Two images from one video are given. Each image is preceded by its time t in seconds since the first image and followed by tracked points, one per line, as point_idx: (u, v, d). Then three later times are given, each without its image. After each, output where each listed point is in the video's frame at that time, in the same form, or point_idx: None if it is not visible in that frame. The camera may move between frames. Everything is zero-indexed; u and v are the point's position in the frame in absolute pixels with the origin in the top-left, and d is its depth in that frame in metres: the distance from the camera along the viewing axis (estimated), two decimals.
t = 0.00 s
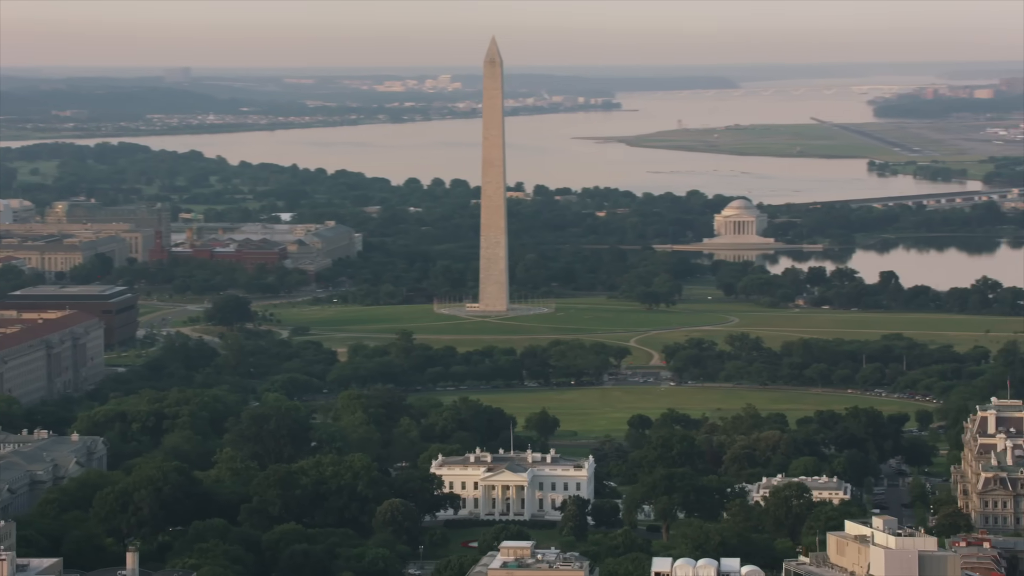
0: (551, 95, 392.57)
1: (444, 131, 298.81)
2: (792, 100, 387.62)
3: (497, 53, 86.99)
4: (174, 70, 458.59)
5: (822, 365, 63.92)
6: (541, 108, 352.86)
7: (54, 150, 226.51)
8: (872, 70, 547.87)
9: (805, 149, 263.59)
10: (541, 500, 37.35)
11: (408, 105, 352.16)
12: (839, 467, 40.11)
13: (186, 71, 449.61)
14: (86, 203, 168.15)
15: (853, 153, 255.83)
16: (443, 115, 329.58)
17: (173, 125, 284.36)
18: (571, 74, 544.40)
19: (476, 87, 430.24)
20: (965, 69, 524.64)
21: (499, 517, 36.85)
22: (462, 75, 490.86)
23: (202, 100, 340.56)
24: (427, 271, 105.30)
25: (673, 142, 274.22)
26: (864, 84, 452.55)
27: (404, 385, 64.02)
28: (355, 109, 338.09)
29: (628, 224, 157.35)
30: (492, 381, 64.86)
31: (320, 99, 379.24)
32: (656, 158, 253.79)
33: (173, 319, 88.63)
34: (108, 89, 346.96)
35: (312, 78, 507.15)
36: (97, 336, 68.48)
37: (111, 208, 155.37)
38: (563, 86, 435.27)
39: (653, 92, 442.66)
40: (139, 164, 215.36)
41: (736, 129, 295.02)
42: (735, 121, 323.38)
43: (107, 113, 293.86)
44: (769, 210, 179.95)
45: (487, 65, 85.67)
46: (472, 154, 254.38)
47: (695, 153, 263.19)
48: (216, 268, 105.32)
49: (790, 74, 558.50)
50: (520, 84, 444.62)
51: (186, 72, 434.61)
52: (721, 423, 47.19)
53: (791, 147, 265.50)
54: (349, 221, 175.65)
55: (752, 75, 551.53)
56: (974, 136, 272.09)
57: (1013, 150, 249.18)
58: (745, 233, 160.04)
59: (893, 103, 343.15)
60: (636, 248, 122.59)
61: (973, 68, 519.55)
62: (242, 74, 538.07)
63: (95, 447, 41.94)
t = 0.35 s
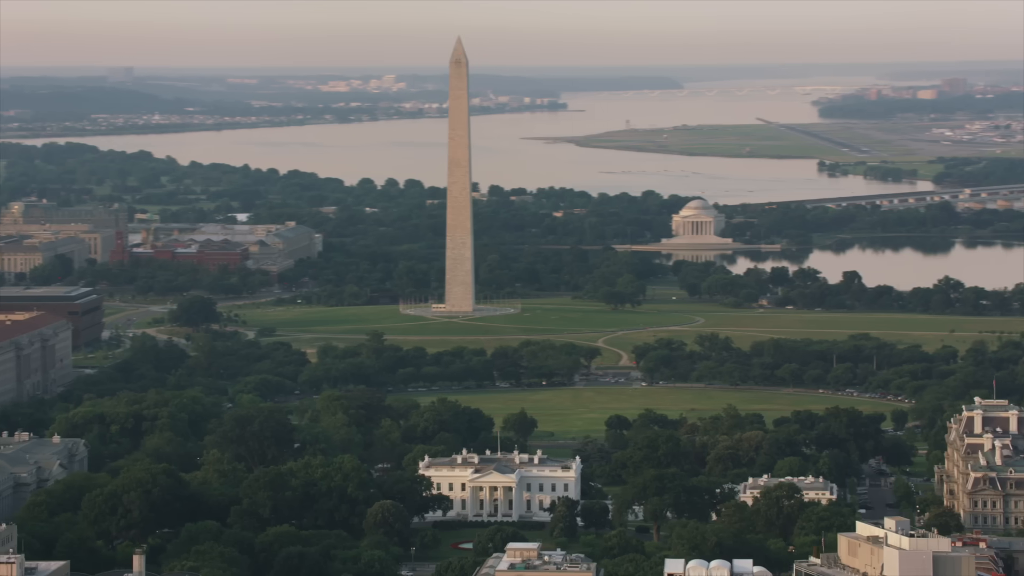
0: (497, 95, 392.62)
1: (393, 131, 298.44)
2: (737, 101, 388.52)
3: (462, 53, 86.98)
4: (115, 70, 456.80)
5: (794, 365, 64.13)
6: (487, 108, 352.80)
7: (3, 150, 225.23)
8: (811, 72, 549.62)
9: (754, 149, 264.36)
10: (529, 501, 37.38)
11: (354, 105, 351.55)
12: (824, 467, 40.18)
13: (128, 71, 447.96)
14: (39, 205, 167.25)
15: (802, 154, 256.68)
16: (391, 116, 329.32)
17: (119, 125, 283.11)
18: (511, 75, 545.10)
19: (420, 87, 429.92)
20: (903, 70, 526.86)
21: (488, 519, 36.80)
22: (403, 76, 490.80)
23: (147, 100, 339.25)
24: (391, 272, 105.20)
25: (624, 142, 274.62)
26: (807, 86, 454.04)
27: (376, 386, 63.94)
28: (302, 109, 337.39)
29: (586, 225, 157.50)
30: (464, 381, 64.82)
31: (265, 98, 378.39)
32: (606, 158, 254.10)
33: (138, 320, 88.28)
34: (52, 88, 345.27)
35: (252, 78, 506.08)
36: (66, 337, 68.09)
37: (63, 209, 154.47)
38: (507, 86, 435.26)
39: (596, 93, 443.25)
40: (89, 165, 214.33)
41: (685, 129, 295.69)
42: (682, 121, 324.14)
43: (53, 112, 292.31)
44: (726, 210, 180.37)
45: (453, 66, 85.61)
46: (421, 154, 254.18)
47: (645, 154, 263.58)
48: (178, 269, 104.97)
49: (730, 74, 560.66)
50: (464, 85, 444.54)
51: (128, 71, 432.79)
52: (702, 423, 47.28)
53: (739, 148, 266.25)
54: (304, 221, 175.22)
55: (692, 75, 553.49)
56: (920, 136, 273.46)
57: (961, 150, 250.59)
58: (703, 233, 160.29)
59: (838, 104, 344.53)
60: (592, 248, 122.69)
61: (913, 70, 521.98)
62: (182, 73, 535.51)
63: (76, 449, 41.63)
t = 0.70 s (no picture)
0: (443, 95, 392.39)
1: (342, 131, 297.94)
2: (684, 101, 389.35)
3: (428, 53, 86.95)
4: (58, 70, 454.42)
5: (766, 365, 64.34)
6: (434, 108, 352.55)
7: None
8: (752, 73, 551.14)
9: (703, 149, 264.89)
10: (518, 502, 37.37)
11: (300, 105, 350.74)
12: (810, 467, 40.27)
13: (70, 70, 445.81)
14: None
15: (752, 154, 257.31)
16: (338, 116, 328.96)
17: (67, 125, 281.79)
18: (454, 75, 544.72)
19: (365, 87, 429.32)
20: (844, 71, 528.91)
21: (476, 520, 36.77)
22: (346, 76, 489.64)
23: (93, 100, 337.74)
24: (354, 274, 105.12)
25: (575, 143, 274.73)
26: (751, 86, 455.29)
27: (348, 386, 63.82)
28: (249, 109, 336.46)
29: (545, 226, 157.49)
30: (436, 382, 64.77)
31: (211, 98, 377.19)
32: (556, 158, 254.22)
33: (103, 321, 87.90)
34: None
35: (194, 77, 504.05)
36: (33, 339, 67.72)
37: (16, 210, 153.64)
38: (452, 86, 435.04)
39: (541, 93, 443.53)
40: (41, 165, 213.29)
41: (635, 129, 296.16)
42: (630, 120, 324.57)
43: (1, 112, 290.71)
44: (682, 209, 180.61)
45: (419, 65, 85.50)
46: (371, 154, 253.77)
47: (595, 154, 263.77)
48: (140, 269, 104.58)
49: (671, 74, 561.63)
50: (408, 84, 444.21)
51: (71, 71, 430.84)
52: (683, 424, 47.34)
53: (689, 148, 266.73)
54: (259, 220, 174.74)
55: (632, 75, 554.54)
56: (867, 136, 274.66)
57: (909, 150, 251.76)
58: (661, 233, 160.43)
59: (784, 104, 345.58)
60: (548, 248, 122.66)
61: (854, 71, 524.04)
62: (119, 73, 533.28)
63: (59, 450, 41.34)
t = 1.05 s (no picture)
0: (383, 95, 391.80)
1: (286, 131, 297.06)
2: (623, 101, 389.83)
3: (391, 53, 86.92)
4: None
5: (736, 365, 64.57)
6: (375, 107, 352.05)
7: None
8: (689, 73, 551.91)
9: (649, 149, 265.24)
10: (507, 502, 37.34)
11: (241, 104, 349.49)
12: (795, 466, 40.39)
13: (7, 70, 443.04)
14: None
15: (697, 154, 257.78)
16: (281, 116, 327.95)
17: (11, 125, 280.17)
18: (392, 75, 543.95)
19: (304, 86, 428.07)
20: (780, 71, 530.45)
21: (465, 520, 36.75)
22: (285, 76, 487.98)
23: (34, 99, 335.73)
24: (314, 274, 104.96)
25: (522, 143, 274.54)
26: (689, 86, 456.23)
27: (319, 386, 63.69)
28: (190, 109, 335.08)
29: (500, 226, 157.44)
30: (406, 382, 64.74)
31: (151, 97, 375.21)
32: (502, 157, 254.19)
33: (65, 321, 87.39)
34: None
35: (131, 76, 501.52)
36: None
37: None
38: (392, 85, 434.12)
39: (481, 92, 443.23)
40: None
41: (582, 129, 296.38)
42: (574, 120, 324.74)
43: None
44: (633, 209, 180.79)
45: (382, 64, 85.34)
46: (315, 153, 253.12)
47: (542, 153, 263.84)
48: (99, 269, 104.17)
49: (609, 74, 562.09)
50: (347, 83, 442.80)
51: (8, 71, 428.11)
52: (663, 423, 47.46)
53: (635, 147, 267.01)
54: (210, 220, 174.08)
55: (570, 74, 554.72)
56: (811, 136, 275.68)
57: (853, 150, 252.90)
58: (616, 232, 160.54)
59: (726, 104, 346.33)
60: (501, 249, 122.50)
61: (789, 72, 525.49)
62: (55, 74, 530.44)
63: (41, 452, 41.02)
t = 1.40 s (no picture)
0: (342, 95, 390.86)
1: (248, 130, 296.04)
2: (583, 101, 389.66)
3: (370, 51, 86.74)
4: None
5: (723, 364, 64.78)
6: (337, 108, 351.05)
7: None
8: (645, 74, 551.89)
9: (614, 148, 265.20)
10: (508, 501, 37.33)
11: (201, 104, 347.97)
12: (793, 466, 40.50)
13: None
14: None
15: (662, 154, 257.84)
16: (241, 116, 326.72)
17: None
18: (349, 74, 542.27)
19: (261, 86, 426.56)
20: (735, 71, 530.75)
21: (468, 520, 36.75)
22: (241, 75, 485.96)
23: None
24: (291, 273, 104.82)
25: (487, 143, 274.02)
26: (647, 86, 456.19)
27: (305, 385, 63.50)
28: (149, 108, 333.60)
29: (471, 225, 157.21)
30: (392, 382, 64.76)
31: (109, 96, 373.46)
32: (466, 157, 253.81)
33: (43, 322, 86.94)
34: None
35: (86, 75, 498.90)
36: None
37: None
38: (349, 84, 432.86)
39: (438, 92, 442.43)
40: None
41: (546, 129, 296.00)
42: (536, 120, 324.32)
43: None
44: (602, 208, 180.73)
45: (361, 63, 85.23)
46: (279, 153, 252.44)
47: (507, 152, 263.61)
48: (74, 269, 103.87)
49: (566, 74, 561.15)
50: (304, 83, 441.43)
51: None
52: (656, 423, 47.52)
53: (599, 147, 266.90)
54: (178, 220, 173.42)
55: (526, 74, 553.86)
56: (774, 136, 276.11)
57: (817, 150, 253.25)
58: (589, 232, 160.45)
59: (687, 104, 346.34)
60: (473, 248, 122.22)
61: (744, 72, 525.70)
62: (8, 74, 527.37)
63: (37, 452, 40.85)
